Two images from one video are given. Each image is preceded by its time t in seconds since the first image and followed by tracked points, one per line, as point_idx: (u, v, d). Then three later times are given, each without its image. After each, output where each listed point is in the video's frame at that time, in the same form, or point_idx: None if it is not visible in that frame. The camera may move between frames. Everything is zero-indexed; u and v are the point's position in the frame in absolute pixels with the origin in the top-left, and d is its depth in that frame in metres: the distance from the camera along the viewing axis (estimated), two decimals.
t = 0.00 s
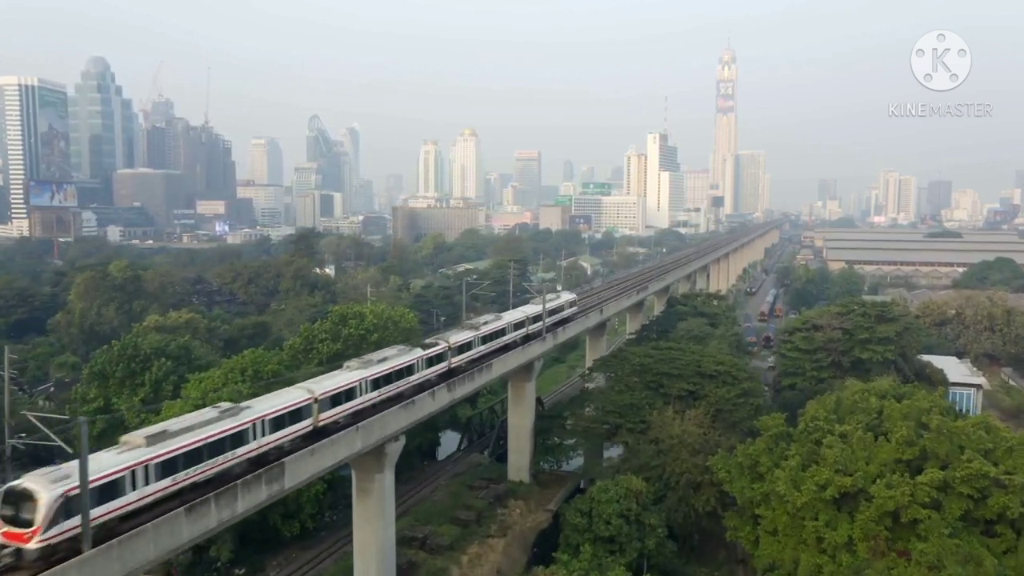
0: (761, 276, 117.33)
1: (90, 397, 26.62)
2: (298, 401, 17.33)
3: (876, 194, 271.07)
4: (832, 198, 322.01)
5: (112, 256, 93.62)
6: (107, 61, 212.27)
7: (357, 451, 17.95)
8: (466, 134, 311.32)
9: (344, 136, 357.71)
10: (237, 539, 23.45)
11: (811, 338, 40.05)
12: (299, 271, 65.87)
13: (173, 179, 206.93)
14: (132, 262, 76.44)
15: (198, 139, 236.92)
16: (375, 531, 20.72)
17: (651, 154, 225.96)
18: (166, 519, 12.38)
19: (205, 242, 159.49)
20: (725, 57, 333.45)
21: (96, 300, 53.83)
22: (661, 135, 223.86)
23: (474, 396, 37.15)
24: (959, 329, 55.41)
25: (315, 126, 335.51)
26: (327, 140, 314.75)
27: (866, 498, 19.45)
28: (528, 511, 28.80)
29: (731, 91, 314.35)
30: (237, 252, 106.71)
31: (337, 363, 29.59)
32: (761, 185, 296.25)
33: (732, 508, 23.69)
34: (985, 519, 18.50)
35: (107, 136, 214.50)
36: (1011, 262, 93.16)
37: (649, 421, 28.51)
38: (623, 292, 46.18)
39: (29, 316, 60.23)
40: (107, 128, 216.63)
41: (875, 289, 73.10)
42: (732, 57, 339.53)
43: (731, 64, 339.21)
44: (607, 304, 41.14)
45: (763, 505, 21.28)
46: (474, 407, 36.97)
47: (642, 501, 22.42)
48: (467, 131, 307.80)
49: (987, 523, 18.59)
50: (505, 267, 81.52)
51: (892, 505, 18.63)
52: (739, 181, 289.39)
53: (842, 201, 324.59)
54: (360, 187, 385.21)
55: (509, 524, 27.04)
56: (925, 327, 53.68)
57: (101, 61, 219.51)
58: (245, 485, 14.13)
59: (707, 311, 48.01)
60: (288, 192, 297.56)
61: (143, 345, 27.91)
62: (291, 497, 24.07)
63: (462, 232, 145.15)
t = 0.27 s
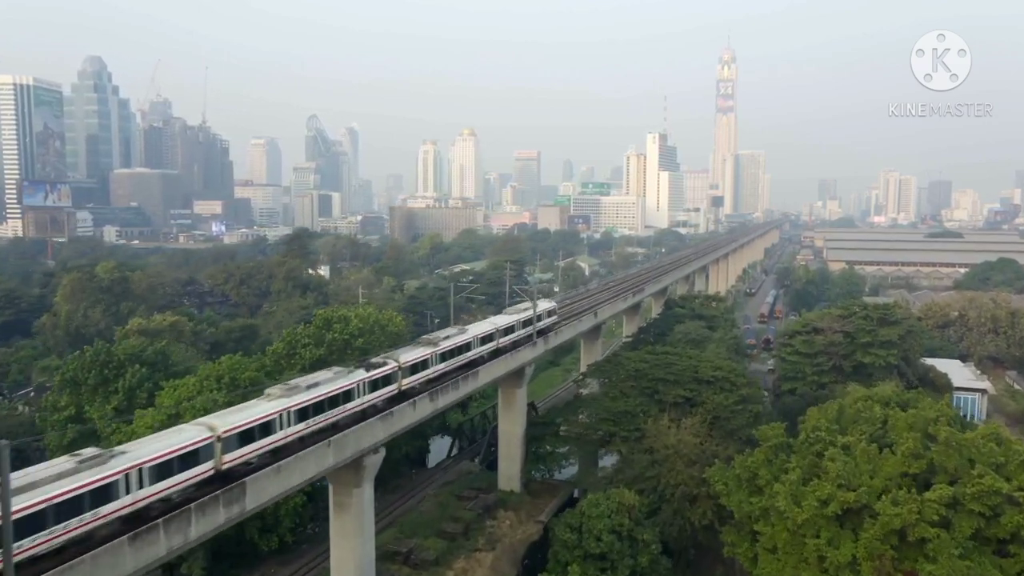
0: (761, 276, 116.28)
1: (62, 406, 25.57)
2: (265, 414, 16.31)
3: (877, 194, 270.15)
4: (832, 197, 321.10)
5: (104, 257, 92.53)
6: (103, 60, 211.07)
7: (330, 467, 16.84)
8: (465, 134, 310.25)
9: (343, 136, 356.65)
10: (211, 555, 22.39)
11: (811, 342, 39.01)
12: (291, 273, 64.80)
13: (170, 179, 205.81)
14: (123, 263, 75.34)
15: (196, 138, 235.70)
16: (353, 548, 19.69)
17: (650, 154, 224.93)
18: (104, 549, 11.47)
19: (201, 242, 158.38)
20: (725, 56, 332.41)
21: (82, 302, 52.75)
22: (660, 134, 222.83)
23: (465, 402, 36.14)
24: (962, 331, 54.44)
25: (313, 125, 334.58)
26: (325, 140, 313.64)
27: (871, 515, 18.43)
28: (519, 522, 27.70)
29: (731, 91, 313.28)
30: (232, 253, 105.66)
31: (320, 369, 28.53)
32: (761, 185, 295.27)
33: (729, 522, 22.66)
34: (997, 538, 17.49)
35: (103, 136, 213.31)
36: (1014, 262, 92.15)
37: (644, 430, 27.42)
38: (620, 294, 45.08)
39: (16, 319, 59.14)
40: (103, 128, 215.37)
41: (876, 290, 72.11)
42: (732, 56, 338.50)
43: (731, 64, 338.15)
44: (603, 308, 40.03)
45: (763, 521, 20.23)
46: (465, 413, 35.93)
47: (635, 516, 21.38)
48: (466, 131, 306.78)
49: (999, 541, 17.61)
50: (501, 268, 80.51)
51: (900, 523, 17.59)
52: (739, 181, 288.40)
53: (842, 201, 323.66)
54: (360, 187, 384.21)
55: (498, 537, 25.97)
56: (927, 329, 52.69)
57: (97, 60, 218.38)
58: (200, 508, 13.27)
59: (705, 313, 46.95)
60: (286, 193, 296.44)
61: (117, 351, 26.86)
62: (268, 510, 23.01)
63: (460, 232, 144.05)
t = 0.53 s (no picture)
0: (761, 277, 115.03)
1: (25, 416, 24.33)
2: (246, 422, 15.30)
3: (877, 194, 268.87)
4: (832, 197, 319.78)
5: (95, 258, 91.33)
6: (99, 60, 209.84)
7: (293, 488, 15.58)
8: (464, 134, 308.98)
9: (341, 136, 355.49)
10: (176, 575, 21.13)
11: (812, 346, 37.74)
12: (281, 274, 63.55)
13: (166, 179, 204.63)
14: (113, 264, 74.18)
15: (193, 138, 234.41)
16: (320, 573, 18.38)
17: (649, 154, 223.78)
18: None
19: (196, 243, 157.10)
20: (724, 56, 331.13)
21: (65, 305, 51.51)
22: (660, 134, 221.60)
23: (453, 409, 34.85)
24: (966, 334, 53.16)
25: (312, 125, 333.45)
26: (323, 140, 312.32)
27: (876, 538, 17.19)
28: (506, 536, 26.44)
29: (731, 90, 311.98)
30: (226, 254, 104.46)
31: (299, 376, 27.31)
32: (761, 185, 293.99)
33: (725, 541, 21.41)
34: (1012, 563, 16.23)
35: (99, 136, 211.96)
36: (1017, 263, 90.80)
37: (637, 441, 26.15)
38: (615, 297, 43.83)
39: None
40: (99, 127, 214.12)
41: (878, 292, 70.88)
42: (731, 56, 337.11)
43: (731, 63, 336.75)
44: (597, 311, 38.74)
45: (760, 543, 18.98)
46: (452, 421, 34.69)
47: (625, 535, 20.20)
48: (464, 131, 305.53)
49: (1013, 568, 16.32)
50: (497, 269, 79.30)
51: (906, 548, 16.33)
52: (738, 181, 287.13)
53: (842, 202, 322.27)
54: (359, 187, 383.04)
55: (484, 553, 24.69)
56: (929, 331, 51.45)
57: (93, 59, 217.15)
58: (135, 542, 12.15)
59: (703, 316, 45.65)
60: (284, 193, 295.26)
61: (84, 357, 25.61)
62: (239, 527, 21.65)
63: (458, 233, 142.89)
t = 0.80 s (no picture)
0: (761, 277, 113.92)
1: None
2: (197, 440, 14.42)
3: (877, 194, 267.82)
4: (832, 197, 318.59)
5: (86, 258, 90.08)
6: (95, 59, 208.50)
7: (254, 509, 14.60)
8: (463, 133, 307.87)
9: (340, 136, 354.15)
10: None
11: (813, 350, 36.71)
12: (272, 275, 62.41)
13: (163, 179, 203.40)
14: (102, 264, 73.01)
15: (190, 137, 233.19)
16: None
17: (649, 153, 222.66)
18: None
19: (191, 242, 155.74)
20: (724, 56, 329.95)
21: (50, 306, 50.38)
22: (659, 134, 220.46)
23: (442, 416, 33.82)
24: (968, 337, 52.14)
25: (310, 125, 332.21)
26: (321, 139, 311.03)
27: (882, 561, 16.16)
28: (494, 550, 25.36)
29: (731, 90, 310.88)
30: (220, 254, 103.25)
31: (279, 384, 26.30)
32: (761, 185, 292.80)
33: (722, 559, 20.35)
34: None
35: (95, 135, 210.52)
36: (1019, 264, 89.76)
37: (631, 451, 25.06)
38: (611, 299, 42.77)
39: None
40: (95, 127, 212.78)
41: (879, 293, 69.80)
42: (731, 55, 335.95)
43: (731, 63, 335.49)
44: (592, 314, 37.70)
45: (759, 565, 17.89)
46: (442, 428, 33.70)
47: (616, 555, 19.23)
48: (463, 130, 304.32)
49: None
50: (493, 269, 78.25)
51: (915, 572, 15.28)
52: (738, 181, 285.92)
53: (842, 201, 321.12)
54: (358, 187, 381.78)
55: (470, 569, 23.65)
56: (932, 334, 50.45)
57: (90, 58, 215.82)
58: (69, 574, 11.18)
59: (701, 319, 44.62)
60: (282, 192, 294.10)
61: (54, 363, 24.59)
62: (210, 543, 20.59)
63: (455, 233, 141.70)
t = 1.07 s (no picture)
0: (761, 278, 112.71)
1: None
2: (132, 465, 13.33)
3: (877, 194, 266.69)
4: (832, 198, 317.42)
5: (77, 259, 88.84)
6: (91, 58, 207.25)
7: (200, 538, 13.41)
8: (462, 133, 306.73)
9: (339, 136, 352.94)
10: None
11: (813, 355, 35.47)
12: (261, 276, 61.12)
13: (159, 179, 202.11)
14: (91, 265, 71.82)
15: (187, 137, 231.88)
16: None
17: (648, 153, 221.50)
18: None
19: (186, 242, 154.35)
20: (724, 56, 328.91)
21: (30, 309, 49.13)
22: (658, 133, 219.31)
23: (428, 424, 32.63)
24: (972, 339, 50.93)
25: (309, 125, 330.99)
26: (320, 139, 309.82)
27: None
28: (478, 567, 24.04)
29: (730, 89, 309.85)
30: (213, 254, 101.94)
31: (254, 393, 25.07)
32: (761, 185, 291.56)
33: None
34: None
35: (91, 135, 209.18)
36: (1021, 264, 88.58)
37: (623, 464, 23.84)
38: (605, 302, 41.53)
39: None
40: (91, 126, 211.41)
41: (880, 294, 68.57)
42: (731, 55, 334.80)
43: (730, 62, 334.35)
44: (584, 317, 36.46)
45: None
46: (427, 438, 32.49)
47: None
48: (462, 130, 303.16)
49: None
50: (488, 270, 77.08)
51: None
52: (738, 181, 284.78)
53: (842, 202, 320.01)
54: (358, 187, 380.84)
55: None
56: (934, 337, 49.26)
57: (86, 57, 214.60)
58: None
59: (698, 321, 43.43)
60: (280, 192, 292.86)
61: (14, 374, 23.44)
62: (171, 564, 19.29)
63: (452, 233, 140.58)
